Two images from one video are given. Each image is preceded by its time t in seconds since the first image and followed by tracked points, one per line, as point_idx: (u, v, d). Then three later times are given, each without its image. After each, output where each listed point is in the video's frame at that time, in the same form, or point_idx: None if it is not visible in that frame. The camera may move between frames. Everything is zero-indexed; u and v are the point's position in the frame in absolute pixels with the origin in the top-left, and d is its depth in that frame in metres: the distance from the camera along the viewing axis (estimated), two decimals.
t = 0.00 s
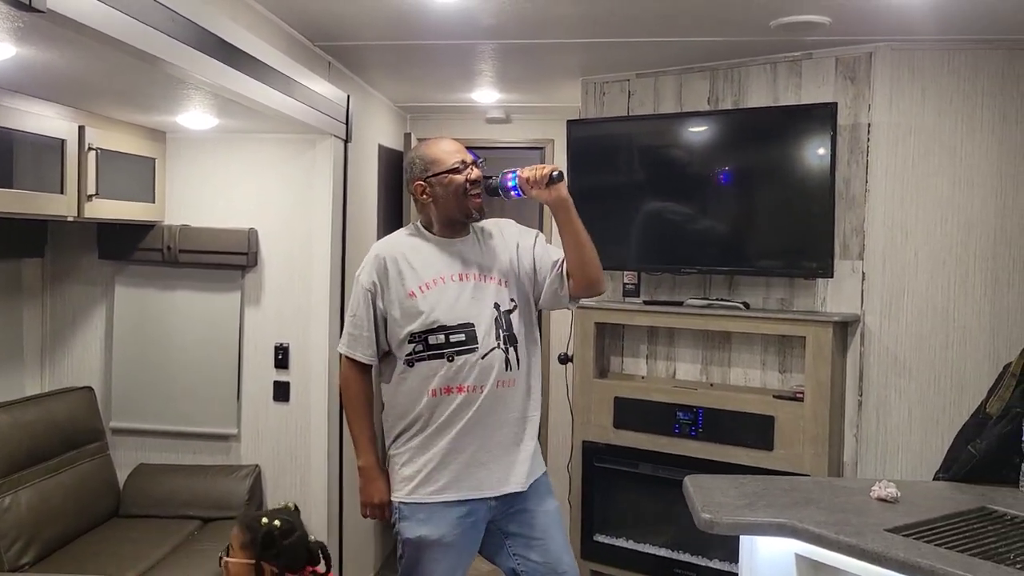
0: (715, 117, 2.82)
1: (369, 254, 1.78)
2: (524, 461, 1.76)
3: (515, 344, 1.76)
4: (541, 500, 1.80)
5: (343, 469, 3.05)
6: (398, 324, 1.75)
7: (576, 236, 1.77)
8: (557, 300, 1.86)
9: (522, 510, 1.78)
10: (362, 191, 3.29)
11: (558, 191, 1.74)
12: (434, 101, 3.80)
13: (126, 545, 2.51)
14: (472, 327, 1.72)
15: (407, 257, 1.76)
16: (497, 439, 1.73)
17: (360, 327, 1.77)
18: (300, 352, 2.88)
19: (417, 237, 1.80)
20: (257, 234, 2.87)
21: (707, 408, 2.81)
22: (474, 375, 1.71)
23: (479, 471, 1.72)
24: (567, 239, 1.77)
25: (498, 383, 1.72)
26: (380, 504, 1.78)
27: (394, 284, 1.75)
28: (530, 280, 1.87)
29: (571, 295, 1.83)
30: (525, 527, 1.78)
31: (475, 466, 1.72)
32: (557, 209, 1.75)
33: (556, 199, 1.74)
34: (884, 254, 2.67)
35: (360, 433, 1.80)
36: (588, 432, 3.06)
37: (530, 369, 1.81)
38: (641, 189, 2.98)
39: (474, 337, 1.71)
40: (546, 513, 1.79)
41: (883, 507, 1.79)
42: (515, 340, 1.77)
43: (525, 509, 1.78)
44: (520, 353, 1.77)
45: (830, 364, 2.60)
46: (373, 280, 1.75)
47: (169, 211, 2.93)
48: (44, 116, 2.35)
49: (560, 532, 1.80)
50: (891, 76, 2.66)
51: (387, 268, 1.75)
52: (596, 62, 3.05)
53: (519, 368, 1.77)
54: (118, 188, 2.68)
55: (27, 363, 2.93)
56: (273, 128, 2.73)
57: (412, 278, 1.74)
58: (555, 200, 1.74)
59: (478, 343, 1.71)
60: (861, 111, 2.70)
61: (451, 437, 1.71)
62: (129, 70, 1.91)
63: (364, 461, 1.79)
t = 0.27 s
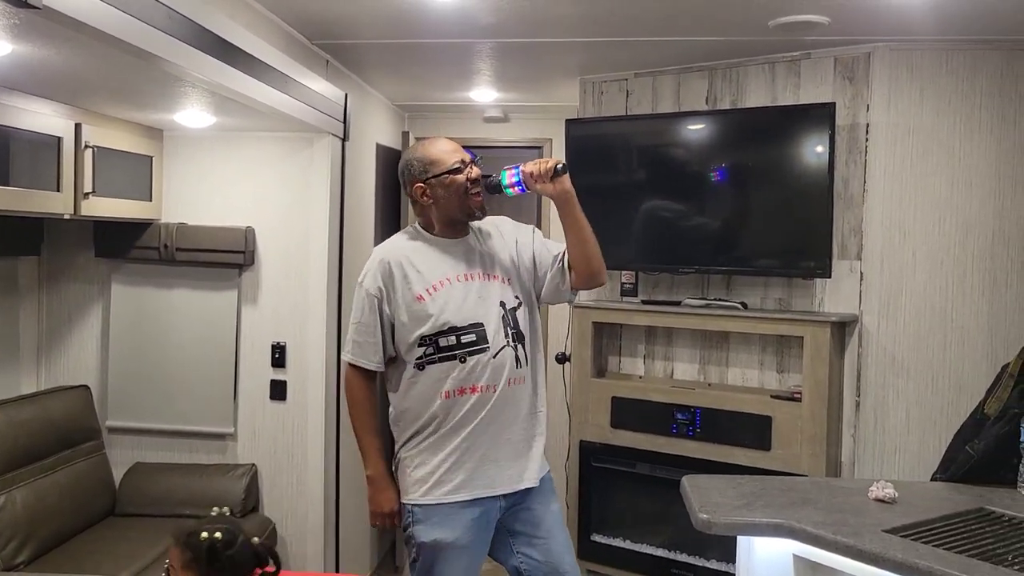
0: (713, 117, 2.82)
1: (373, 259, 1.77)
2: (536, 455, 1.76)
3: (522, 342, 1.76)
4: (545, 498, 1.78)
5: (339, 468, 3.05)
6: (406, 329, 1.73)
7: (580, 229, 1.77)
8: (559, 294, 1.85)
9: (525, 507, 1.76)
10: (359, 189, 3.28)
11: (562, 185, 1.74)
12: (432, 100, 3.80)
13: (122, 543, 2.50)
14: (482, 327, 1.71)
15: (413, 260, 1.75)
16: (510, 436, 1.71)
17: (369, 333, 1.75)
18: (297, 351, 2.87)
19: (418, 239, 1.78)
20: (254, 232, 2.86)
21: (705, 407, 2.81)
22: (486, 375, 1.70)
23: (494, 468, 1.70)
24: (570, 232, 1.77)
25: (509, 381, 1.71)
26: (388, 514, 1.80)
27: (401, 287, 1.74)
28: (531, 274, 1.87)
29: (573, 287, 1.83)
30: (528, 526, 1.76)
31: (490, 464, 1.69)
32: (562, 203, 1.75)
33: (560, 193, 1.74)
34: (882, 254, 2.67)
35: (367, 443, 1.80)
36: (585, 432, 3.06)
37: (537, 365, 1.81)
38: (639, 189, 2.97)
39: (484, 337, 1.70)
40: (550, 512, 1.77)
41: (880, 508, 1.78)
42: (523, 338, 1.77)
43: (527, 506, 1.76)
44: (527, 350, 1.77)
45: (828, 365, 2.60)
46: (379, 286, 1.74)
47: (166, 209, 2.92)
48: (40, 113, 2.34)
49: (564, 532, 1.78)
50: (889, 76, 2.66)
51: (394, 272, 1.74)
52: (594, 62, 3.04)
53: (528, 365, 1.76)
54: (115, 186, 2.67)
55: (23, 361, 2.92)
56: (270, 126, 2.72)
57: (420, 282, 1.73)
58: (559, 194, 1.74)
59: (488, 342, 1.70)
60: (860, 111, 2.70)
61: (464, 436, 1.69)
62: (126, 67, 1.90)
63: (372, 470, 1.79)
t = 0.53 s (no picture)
0: (711, 115, 2.81)
1: (378, 261, 1.74)
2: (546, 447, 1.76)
3: (529, 337, 1.76)
4: (549, 495, 1.78)
5: (337, 467, 3.04)
6: (416, 330, 1.71)
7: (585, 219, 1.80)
8: (561, 287, 1.86)
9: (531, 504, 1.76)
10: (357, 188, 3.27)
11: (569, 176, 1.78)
12: (430, 98, 3.79)
13: (119, 541, 2.50)
14: (492, 324, 1.69)
15: (419, 260, 1.72)
16: (522, 431, 1.71)
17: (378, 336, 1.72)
18: (294, 349, 2.87)
19: (423, 239, 1.76)
20: (251, 230, 2.86)
21: (702, 406, 2.80)
22: (497, 372, 1.68)
23: (507, 465, 1.69)
24: (574, 222, 1.80)
25: (519, 377, 1.71)
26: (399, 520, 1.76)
27: (409, 288, 1.71)
28: (534, 269, 1.88)
29: (575, 279, 1.85)
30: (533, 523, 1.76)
31: (504, 461, 1.69)
32: (568, 193, 1.78)
33: (566, 182, 1.78)
34: (881, 253, 2.67)
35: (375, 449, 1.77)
36: (583, 431, 3.05)
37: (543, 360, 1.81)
38: (637, 187, 2.97)
39: (494, 334, 1.69)
40: (556, 510, 1.77)
41: (878, 507, 1.79)
42: (530, 334, 1.76)
43: (533, 504, 1.76)
44: (534, 345, 1.77)
45: (826, 363, 2.59)
46: (386, 288, 1.72)
47: (163, 206, 2.91)
48: (36, 109, 2.33)
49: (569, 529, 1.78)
50: (888, 75, 2.66)
51: (403, 272, 1.71)
52: (593, 60, 3.04)
53: (535, 360, 1.76)
54: (111, 183, 2.66)
55: (20, 359, 2.91)
56: (268, 124, 2.71)
57: (427, 281, 1.70)
58: (565, 184, 1.78)
59: (499, 339, 1.69)
60: (858, 110, 2.70)
61: (477, 433, 1.68)
62: (124, 63, 1.90)
63: (381, 477, 1.76)
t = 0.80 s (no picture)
0: (710, 115, 2.82)
1: (384, 268, 1.72)
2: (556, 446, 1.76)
3: (537, 337, 1.76)
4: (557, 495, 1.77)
5: (335, 466, 3.04)
6: (426, 334, 1.70)
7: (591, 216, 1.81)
8: (564, 285, 1.87)
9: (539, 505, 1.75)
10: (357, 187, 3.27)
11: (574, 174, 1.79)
12: (430, 97, 3.79)
13: (118, 540, 2.49)
14: (502, 325, 1.69)
15: (427, 265, 1.71)
16: (533, 430, 1.71)
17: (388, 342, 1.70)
18: (293, 348, 2.87)
19: (428, 244, 1.75)
20: (251, 229, 2.86)
21: (701, 406, 2.80)
22: (509, 373, 1.68)
23: (519, 465, 1.69)
24: (579, 220, 1.81)
25: (529, 377, 1.71)
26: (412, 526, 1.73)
27: (418, 292, 1.70)
28: (536, 266, 1.87)
29: (579, 277, 1.87)
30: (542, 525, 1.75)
31: (517, 461, 1.68)
32: (574, 191, 1.78)
33: (572, 181, 1.78)
34: (880, 253, 2.67)
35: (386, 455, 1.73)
36: (582, 431, 3.05)
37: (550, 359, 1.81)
38: (637, 187, 2.97)
39: (504, 335, 1.69)
40: (564, 513, 1.77)
41: (877, 506, 1.79)
42: (538, 334, 1.76)
43: (541, 505, 1.75)
44: (542, 345, 1.77)
45: (825, 363, 2.59)
46: (395, 293, 1.69)
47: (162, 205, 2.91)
48: (35, 108, 2.33)
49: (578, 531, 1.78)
50: (887, 75, 2.66)
51: (411, 277, 1.70)
52: (593, 59, 3.04)
53: (544, 360, 1.76)
54: (111, 182, 2.66)
55: (19, 357, 2.91)
56: (268, 123, 2.71)
57: (436, 285, 1.69)
58: (570, 182, 1.79)
59: (509, 340, 1.69)
60: (858, 110, 2.70)
61: (490, 435, 1.67)
62: (123, 61, 1.90)
63: (394, 483, 1.71)
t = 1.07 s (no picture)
0: (709, 116, 2.82)
1: (393, 274, 1.70)
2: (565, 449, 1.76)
3: (545, 339, 1.76)
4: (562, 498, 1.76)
5: (333, 467, 3.04)
6: (438, 339, 1.68)
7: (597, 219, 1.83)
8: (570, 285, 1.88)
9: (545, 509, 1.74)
10: (355, 188, 3.27)
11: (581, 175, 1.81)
12: (429, 98, 3.79)
13: (116, 540, 2.49)
14: (513, 328, 1.69)
15: (437, 270, 1.70)
16: (543, 432, 1.71)
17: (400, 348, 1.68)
18: (292, 349, 2.87)
19: (437, 247, 1.73)
20: (249, 229, 2.86)
21: (700, 407, 2.80)
22: (520, 376, 1.68)
23: (530, 468, 1.68)
24: (585, 220, 1.83)
25: (539, 379, 1.70)
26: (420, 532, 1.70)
27: (429, 297, 1.68)
28: (542, 269, 1.87)
29: (584, 276, 1.88)
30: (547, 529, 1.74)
31: (528, 464, 1.68)
32: (581, 193, 1.80)
33: (580, 181, 1.80)
34: (879, 255, 2.67)
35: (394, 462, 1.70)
36: (581, 432, 3.05)
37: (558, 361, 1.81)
38: (636, 188, 2.98)
39: (516, 338, 1.68)
40: (569, 517, 1.76)
41: (875, 508, 1.79)
42: (546, 336, 1.76)
43: (546, 507, 1.74)
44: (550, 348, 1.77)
45: (823, 364, 2.60)
46: (406, 299, 1.68)
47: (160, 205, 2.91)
48: (34, 107, 2.33)
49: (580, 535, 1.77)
50: (886, 77, 2.66)
51: (422, 282, 1.68)
52: (592, 60, 3.04)
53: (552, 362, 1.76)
54: (109, 181, 2.66)
55: (17, 357, 2.91)
56: (267, 123, 2.71)
57: (448, 290, 1.68)
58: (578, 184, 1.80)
59: (520, 343, 1.69)
60: (857, 112, 2.70)
61: (502, 438, 1.67)
62: (123, 61, 1.90)
63: (402, 489, 1.68)
